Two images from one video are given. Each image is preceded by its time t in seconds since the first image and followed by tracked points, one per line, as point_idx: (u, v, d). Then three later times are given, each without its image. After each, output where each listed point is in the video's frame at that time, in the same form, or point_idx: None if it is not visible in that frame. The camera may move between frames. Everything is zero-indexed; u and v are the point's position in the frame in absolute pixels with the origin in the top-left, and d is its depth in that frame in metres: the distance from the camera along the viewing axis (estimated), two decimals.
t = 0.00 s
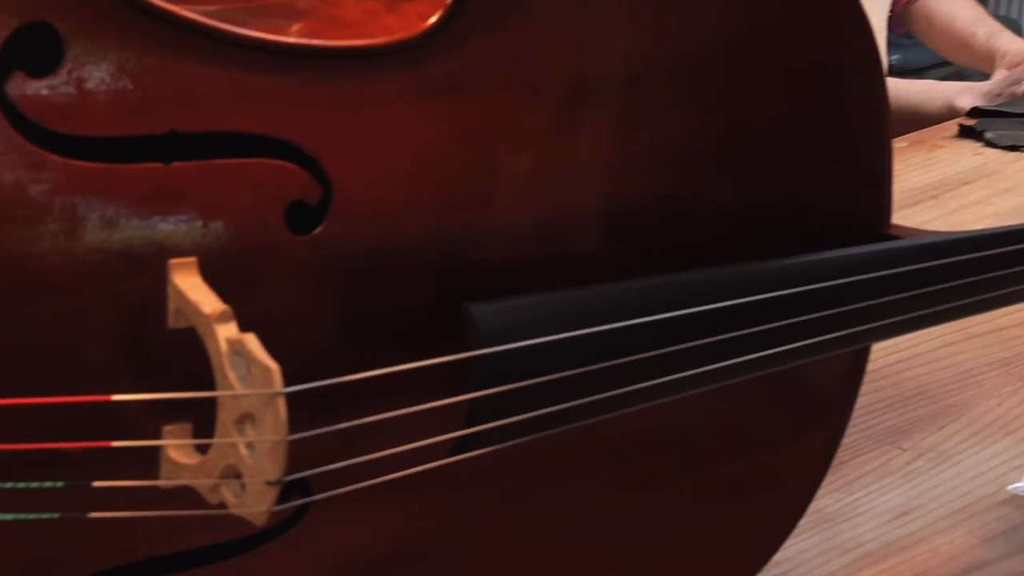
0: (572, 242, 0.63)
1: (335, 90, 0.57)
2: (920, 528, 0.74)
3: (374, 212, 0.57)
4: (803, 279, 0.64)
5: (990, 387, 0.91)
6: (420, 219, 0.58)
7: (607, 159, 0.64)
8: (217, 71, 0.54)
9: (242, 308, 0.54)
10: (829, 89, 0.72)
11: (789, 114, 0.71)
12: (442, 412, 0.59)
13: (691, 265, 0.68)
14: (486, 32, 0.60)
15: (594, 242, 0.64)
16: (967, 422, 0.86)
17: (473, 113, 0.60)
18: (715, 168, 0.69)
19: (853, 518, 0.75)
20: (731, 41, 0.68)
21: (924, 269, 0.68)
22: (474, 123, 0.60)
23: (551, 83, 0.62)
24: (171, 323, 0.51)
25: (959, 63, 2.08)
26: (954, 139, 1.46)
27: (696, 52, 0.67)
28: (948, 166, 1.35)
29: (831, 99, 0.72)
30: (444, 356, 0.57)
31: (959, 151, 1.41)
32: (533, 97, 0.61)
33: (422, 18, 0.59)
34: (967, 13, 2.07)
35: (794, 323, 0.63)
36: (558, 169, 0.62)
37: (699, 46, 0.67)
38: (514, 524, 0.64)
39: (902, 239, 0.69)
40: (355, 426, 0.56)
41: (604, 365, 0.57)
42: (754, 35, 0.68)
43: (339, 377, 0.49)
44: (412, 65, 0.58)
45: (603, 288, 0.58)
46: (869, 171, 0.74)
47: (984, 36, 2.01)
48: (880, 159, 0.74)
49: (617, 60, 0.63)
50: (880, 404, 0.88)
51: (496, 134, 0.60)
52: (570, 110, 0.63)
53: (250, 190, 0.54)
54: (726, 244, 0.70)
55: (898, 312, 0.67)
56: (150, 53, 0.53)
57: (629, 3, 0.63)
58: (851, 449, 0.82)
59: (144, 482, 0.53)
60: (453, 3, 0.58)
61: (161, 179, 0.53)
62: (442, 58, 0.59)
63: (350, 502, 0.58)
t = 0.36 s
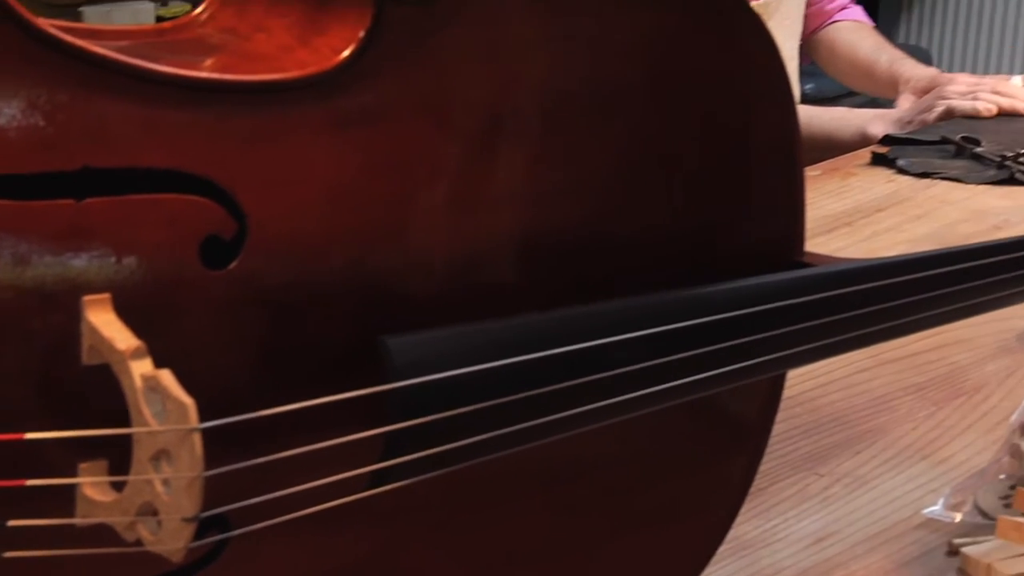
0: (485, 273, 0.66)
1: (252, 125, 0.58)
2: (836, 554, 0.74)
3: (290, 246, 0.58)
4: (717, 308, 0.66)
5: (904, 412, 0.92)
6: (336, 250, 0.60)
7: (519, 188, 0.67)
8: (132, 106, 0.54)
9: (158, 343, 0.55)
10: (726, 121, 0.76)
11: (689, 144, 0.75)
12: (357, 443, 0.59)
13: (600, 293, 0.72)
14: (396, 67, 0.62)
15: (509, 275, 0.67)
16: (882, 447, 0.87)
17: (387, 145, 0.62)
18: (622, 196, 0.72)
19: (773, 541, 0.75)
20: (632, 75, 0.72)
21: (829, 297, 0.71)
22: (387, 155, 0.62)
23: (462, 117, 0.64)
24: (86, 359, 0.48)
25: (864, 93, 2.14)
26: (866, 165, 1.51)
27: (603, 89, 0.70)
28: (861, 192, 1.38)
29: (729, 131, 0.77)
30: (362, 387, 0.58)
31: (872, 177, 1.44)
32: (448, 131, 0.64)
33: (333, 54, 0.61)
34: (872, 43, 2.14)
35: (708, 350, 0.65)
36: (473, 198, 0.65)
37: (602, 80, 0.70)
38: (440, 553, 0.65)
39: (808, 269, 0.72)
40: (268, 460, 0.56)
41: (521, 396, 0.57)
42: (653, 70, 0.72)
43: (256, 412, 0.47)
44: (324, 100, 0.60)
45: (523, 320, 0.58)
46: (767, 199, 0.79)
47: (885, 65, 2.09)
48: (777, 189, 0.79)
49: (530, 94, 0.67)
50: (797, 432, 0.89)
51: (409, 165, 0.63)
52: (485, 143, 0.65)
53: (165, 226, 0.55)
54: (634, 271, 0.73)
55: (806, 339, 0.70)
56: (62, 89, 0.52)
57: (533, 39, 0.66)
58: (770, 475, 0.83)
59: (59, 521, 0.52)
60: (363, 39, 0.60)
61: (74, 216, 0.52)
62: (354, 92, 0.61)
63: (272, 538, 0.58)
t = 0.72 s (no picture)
0: (414, 316, 0.67)
1: (178, 173, 0.58)
2: None
3: (220, 294, 0.59)
4: (649, 350, 0.67)
5: (838, 452, 0.93)
6: (267, 298, 0.61)
7: (450, 235, 0.69)
8: (60, 152, 0.54)
9: (87, 391, 0.55)
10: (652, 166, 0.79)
11: (614, 191, 0.78)
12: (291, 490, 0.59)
13: (525, 337, 0.74)
14: (330, 114, 0.63)
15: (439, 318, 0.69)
16: (815, 486, 0.88)
17: (320, 193, 0.63)
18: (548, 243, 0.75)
19: None
20: (560, 122, 0.74)
21: (760, 339, 0.72)
22: (321, 202, 0.63)
23: (395, 164, 0.66)
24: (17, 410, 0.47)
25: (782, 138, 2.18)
26: (797, 207, 1.52)
27: (531, 137, 0.73)
28: (793, 234, 1.40)
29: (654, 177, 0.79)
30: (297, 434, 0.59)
31: (804, 219, 1.47)
32: (378, 179, 0.66)
33: (264, 99, 0.61)
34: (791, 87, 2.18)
35: (641, 393, 0.65)
36: (405, 246, 0.67)
37: (530, 127, 0.72)
38: None
39: (739, 312, 0.73)
40: (203, 508, 0.56)
41: (457, 440, 0.57)
42: (579, 119, 0.75)
43: (189, 459, 0.47)
44: (255, 145, 0.60)
45: (457, 364, 0.59)
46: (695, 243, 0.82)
47: (802, 108, 2.13)
48: (704, 233, 0.82)
49: (460, 142, 0.69)
50: (732, 471, 0.90)
51: (343, 212, 0.64)
52: (414, 190, 0.67)
53: (94, 274, 0.55)
54: (554, 313, 0.76)
55: (738, 381, 0.70)
56: None
57: (464, 87, 0.68)
58: (704, 515, 0.83)
59: None
60: (294, 85, 0.60)
61: (4, 265, 0.52)
62: (286, 137, 0.61)
63: None
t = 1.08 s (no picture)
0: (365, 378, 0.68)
1: (124, 238, 0.58)
2: None
3: (172, 358, 0.59)
4: (600, 411, 0.67)
5: (789, 510, 0.94)
6: (218, 361, 0.61)
7: (403, 297, 0.70)
8: (10, 218, 0.54)
9: (36, 456, 0.55)
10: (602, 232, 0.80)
11: (565, 254, 0.79)
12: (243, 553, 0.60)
13: (478, 397, 0.75)
14: (282, 177, 0.64)
15: (390, 381, 0.69)
16: (768, 545, 0.88)
17: (273, 255, 0.63)
18: (500, 303, 0.75)
19: None
20: (511, 187, 0.75)
21: (710, 399, 0.72)
22: (274, 265, 0.64)
23: (348, 227, 0.67)
24: None
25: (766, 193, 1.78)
26: (748, 266, 1.48)
27: (481, 202, 0.73)
28: (743, 292, 1.38)
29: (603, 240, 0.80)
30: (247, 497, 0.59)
31: (755, 277, 1.43)
32: (330, 243, 0.66)
33: (214, 162, 0.62)
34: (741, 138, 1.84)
35: (594, 453, 0.65)
36: (359, 307, 0.67)
37: (480, 192, 0.73)
38: None
39: (689, 372, 0.74)
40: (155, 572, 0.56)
41: (410, 501, 0.57)
42: (529, 185, 0.76)
43: (141, 522, 0.46)
44: (207, 207, 0.60)
45: (410, 427, 0.59)
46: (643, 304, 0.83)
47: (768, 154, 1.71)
48: (651, 293, 0.83)
49: (409, 207, 0.69)
50: (685, 530, 0.90)
51: (295, 274, 0.64)
52: (366, 254, 0.68)
53: (45, 339, 0.55)
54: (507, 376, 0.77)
55: (689, 442, 0.71)
56: None
57: (415, 154, 0.69)
58: None
59: None
60: (244, 148, 0.61)
61: None
62: (236, 201, 0.62)
63: None
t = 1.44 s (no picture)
0: (333, 444, 0.68)
1: (92, 306, 0.58)
2: None
3: (137, 426, 0.59)
4: (565, 478, 0.67)
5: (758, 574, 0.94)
6: (184, 428, 0.61)
7: (370, 365, 0.70)
8: None
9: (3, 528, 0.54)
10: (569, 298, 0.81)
11: (531, 320, 0.79)
12: None
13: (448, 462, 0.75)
14: (247, 249, 0.65)
15: (358, 448, 0.69)
16: None
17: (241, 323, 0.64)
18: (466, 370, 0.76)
19: None
20: (477, 253, 0.76)
21: (678, 465, 0.73)
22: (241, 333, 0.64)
23: (314, 296, 0.67)
24: None
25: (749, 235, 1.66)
26: (715, 330, 1.45)
27: (447, 269, 0.75)
28: (710, 356, 1.36)
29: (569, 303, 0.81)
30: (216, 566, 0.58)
31: (722, 341, 1.41)
32: (298, 311, 0.67)
33: (182, 229, 0.63)
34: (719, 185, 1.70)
35: (564, 518, 0.65)
36: (327, 375, 0.68)
37: (445, 259, 0.74)
38: None
39: (657, 438, 0.75)
40: None
41: (384, 568, 0.56)
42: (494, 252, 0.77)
43: None
44: (175, 276, 0.61)
45: (382, 493, 0.59)
46: (609, 369, 0.83)
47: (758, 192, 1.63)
48: (617, 359, 0.83)
49: (377, 275, 0.71)
50: None
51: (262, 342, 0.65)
52: (333, 322, 0.68)
53: (15, 406, 0.55)
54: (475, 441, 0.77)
55: (660, 507, 0.71)
56: None
57: (382, 223, 0.71)
58: None
59: None
60: (212, 216, 0.62)
61: None
62: (202, 270, 0.62)
63: None
